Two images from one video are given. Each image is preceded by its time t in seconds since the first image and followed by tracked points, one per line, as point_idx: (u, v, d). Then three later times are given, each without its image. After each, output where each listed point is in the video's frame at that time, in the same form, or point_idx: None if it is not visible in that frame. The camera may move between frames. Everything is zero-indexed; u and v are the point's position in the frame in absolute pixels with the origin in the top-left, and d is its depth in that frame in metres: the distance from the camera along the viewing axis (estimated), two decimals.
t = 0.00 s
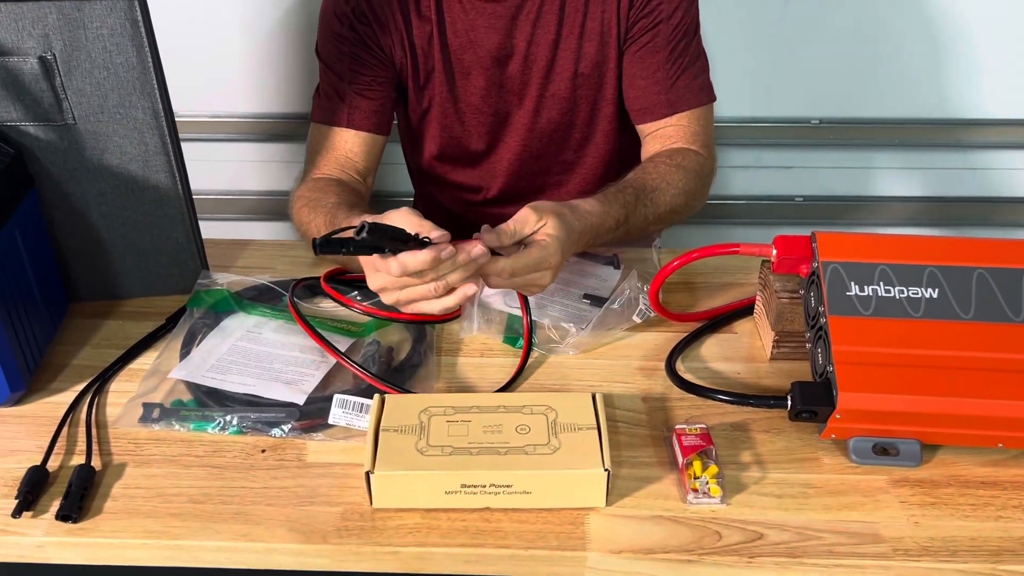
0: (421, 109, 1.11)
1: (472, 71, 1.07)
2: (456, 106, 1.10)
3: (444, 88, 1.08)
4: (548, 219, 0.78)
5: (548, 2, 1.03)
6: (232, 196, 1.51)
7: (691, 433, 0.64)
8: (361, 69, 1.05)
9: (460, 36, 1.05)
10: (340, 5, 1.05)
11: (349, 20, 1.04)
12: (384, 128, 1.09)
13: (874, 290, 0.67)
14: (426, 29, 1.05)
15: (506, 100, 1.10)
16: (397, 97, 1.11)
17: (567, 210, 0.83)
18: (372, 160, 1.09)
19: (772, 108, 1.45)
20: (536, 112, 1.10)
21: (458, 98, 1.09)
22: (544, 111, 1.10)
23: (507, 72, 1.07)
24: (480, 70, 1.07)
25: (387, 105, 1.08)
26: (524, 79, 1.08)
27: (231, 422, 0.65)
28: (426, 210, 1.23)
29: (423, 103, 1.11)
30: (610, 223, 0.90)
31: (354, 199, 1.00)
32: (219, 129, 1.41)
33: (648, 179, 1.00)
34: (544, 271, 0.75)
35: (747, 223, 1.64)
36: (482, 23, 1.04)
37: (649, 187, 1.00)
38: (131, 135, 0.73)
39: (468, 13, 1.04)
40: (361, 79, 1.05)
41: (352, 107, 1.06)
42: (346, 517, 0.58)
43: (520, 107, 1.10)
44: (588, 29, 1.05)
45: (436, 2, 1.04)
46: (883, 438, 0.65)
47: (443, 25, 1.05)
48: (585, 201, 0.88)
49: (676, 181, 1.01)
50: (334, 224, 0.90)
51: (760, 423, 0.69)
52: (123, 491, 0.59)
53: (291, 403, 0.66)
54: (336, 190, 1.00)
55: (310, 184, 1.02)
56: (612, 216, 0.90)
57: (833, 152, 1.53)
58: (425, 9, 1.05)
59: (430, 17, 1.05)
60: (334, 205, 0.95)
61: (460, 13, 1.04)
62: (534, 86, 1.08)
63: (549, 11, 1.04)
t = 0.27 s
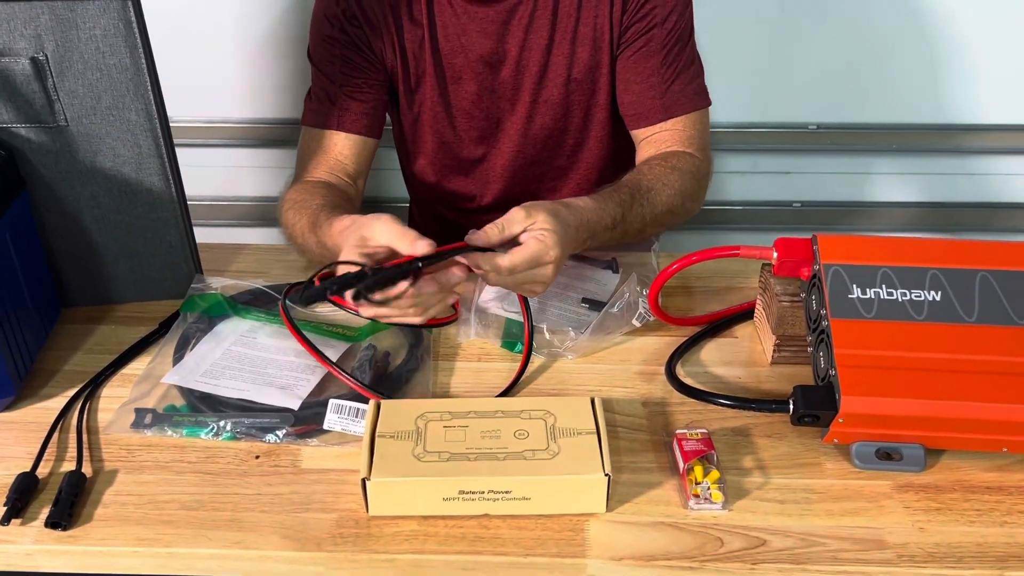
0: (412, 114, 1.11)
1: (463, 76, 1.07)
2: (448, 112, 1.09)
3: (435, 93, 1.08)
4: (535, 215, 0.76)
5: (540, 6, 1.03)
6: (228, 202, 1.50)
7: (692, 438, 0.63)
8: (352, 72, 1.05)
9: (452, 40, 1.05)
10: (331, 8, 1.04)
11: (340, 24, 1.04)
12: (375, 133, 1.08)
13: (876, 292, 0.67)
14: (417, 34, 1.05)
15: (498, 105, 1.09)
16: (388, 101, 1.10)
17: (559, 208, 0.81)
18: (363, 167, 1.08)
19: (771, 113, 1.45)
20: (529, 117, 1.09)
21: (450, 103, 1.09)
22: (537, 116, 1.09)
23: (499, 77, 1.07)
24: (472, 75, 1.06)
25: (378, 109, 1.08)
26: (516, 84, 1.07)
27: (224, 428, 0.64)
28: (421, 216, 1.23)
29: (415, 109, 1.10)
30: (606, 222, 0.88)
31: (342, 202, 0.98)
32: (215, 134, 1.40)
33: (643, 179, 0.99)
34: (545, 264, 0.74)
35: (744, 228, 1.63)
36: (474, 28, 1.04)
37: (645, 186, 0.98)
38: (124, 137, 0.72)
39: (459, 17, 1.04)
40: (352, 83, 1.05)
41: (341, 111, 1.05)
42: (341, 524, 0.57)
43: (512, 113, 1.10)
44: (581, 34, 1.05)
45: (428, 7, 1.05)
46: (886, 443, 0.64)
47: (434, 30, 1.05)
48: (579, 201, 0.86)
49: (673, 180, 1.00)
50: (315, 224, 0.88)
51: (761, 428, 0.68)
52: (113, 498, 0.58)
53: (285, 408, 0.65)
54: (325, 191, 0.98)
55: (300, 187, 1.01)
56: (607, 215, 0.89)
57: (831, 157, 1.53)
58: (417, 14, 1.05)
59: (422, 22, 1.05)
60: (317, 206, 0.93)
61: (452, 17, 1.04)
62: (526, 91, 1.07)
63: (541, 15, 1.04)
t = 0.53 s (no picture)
0: (407, 117, 1.10)
1: (459, 79, 1.07)
2: (444, 115, 1.09)
3: (431, 96, 1.08)
4: (507, 202, 0.75)
5: (535, 9, 1.03)
6: (224, 207, 1.50)
7: (692, 442, 0.62)
8: (347, 74, 1.05)
9: (448, 43, 1.05)
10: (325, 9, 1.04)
11: (335, 27, 1.04)
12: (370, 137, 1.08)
13: (876, 295, 0.66)
14: (413, 36, 1.05)
15: (494, 108, 1.09)
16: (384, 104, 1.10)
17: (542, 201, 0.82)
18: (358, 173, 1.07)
19: (768, 117, 1.45)
20: (524, 121, 1.09)
21: (446, 106, 1.09)
22: (532, 120, 1.09)
23: (495, 80, 1.07)
24: (468, 78, 1.06)
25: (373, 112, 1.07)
26: (512, 87, 1.07)
27: (219, 432, 0.64)
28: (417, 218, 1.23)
29: (410, 112, 1.10)
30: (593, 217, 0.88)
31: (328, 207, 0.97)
32: (211, 138, 1.40)
33: (632, 176, 0.99)
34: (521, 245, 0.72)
35: (741, 233, 1.63)
36: (470, 31, 1.04)
37: (634, 183, 0.98)
38: (118, 140, 0.72)
39: (456, 20, 1.03)
40: (347, 87, 1.05)
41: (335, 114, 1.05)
42: (337, 529, 0.56)
43: (508, 116, 1.09)
44: (577, 37, 1.05)
45: (424, 10, 1.04)
46: (886, 447, 0.63)
47: (430, 33, 1.05)
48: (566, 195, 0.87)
49: (663, 179, 0.99)
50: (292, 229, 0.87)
51: (760, 432, 0.67)
52: (106, 504, 0.57)
53: (280, 412, 0.65)
54: (316, 197, 0.97)
55: (291, 188, 0.99)
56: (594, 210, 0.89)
57: (828, 163, 1.53)
58: (412, 16, 1.04)
59: (417, 24, 1.05)
60: (297, 211, 0.92)
61: (448, 20, 1.04)
62: (523, 94, 1.07)
63: (537, 19, 1.04)
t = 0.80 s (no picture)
0: (406, 122, 1.10)
1: (458, 83, 1.06)
2: (442, 119, 1.09)
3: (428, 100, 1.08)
4: (504, 235, 0.73)
5: (535, 14, 1.03)
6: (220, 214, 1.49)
7: (690, 449, 0.62)
8: (345, 79, 1.05)
9: (447, 47, 1.05)
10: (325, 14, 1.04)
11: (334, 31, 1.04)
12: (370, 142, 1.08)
13: (876, 300, 0.66)
14: (412, 40, 1.05)
15: (492, 112, 1.09)
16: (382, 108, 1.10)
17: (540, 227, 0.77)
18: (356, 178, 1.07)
19: (766, 125, 1.45)
20: (523, 127, 1.09)
21: (444, 111, 1.09)
22: (530, 125, 1.09)
23: (494, 85, 1.07)
24: (467, 82, 1.06)
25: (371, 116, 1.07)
26: (511, 92, 1.07)
27: (212, 439, 0.63)
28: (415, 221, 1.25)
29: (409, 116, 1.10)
30: (604, 240, 0.83)
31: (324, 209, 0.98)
32: (207, 145, 1.40)
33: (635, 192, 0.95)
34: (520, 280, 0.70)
35: (738, 240, 1.64)
36: (469, 35, 1.04)
37: (637, 199, 0.94)
38: (113, 144, 0.72)
39: (455, 24, 1.04)
40: (345, 90, 1.05)
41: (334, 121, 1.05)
42: (331, 537, 0.55)
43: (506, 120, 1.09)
44: (576, 41, 1.05)
45: (423, 14, 1.04)
46: (886, 453, 0.63)
47: (430, 37, 1.05)
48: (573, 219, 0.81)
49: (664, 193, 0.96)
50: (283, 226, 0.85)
51: (759, 438, 0.67)
52: (97, 511, 0.57)
53: (275, 419, 0.64)
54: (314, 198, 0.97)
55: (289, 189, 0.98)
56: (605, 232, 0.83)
57: (824, 170, 1.53)
58: (412, 20, 1.05)
59: (417, 29, 1.05)
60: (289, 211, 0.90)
61: (447, 24, 1.04)
62: (521, 99, 1.07)
63: (536, 23, 1.04)
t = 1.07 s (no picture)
0: (408, 121, 1.11)
1: (464, 85, 1.08)
2: (447, 120, 1.10)
3: (433, 98, 1.09)
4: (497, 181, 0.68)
5: (539, 20, 1.05)
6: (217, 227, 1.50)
7: (687, 462, 0.62)
8: (347, 72, 1.06)
9: (454, 49, 1.06)
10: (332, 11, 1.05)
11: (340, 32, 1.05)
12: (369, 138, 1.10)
13: (872, 312, 0.66)
14: (419, 41, 1.06)
15: (496, 114, 1.10)
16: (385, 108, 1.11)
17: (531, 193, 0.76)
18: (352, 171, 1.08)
19: (762, 136, 1.46)
20: (524, 128, 1.10)
21: (449, 112, 1.10)
22: (532, 126, 1.11)
23: (498, 87, 1.08)
24: (473, 84, 1.08)
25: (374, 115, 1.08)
26: (515, 94, 1.08)
27: (208, 454, 0.62)
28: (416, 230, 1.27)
29: (413, 115, 1.11)
30: (587, 210, 0.82)
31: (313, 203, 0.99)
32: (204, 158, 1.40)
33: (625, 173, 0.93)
34: (513, 212, 0.68)
35: (734, 252, 1.64)
36: (476, 38, 1.05)
37: (627, 178, 0.92)
38: (110, 156, 0.72)
39: (462, 27, 1.05)
40: (349, 87, 1.06)
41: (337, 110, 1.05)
42: (328, 552, 0.55)
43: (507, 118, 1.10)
44: (578, 46, 1.06)
45: (431, 16, 1.06)
46: (883, 466, 0.63)
47: (437, 39, 1.07)
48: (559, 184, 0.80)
49: (654, 176, 0.94)
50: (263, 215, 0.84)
51: (757, 451, 0.67)
52: (92, 525, 0.56)
53: (272, 432, 0.64)
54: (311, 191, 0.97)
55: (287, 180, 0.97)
56: (589, 203, 0.82)
57: (819, 183, 1.54)
58: (419, 22, 1.06)
59: (424, 31, 1.06)
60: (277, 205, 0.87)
61: (455, 27, 1.06)
62: (525, 101, 1.09)
63: (540, 28, 1.05)
